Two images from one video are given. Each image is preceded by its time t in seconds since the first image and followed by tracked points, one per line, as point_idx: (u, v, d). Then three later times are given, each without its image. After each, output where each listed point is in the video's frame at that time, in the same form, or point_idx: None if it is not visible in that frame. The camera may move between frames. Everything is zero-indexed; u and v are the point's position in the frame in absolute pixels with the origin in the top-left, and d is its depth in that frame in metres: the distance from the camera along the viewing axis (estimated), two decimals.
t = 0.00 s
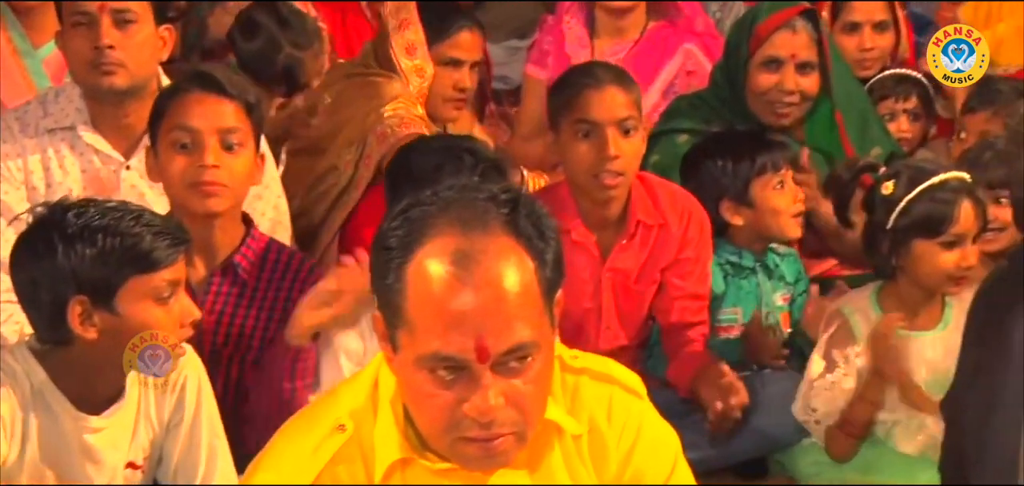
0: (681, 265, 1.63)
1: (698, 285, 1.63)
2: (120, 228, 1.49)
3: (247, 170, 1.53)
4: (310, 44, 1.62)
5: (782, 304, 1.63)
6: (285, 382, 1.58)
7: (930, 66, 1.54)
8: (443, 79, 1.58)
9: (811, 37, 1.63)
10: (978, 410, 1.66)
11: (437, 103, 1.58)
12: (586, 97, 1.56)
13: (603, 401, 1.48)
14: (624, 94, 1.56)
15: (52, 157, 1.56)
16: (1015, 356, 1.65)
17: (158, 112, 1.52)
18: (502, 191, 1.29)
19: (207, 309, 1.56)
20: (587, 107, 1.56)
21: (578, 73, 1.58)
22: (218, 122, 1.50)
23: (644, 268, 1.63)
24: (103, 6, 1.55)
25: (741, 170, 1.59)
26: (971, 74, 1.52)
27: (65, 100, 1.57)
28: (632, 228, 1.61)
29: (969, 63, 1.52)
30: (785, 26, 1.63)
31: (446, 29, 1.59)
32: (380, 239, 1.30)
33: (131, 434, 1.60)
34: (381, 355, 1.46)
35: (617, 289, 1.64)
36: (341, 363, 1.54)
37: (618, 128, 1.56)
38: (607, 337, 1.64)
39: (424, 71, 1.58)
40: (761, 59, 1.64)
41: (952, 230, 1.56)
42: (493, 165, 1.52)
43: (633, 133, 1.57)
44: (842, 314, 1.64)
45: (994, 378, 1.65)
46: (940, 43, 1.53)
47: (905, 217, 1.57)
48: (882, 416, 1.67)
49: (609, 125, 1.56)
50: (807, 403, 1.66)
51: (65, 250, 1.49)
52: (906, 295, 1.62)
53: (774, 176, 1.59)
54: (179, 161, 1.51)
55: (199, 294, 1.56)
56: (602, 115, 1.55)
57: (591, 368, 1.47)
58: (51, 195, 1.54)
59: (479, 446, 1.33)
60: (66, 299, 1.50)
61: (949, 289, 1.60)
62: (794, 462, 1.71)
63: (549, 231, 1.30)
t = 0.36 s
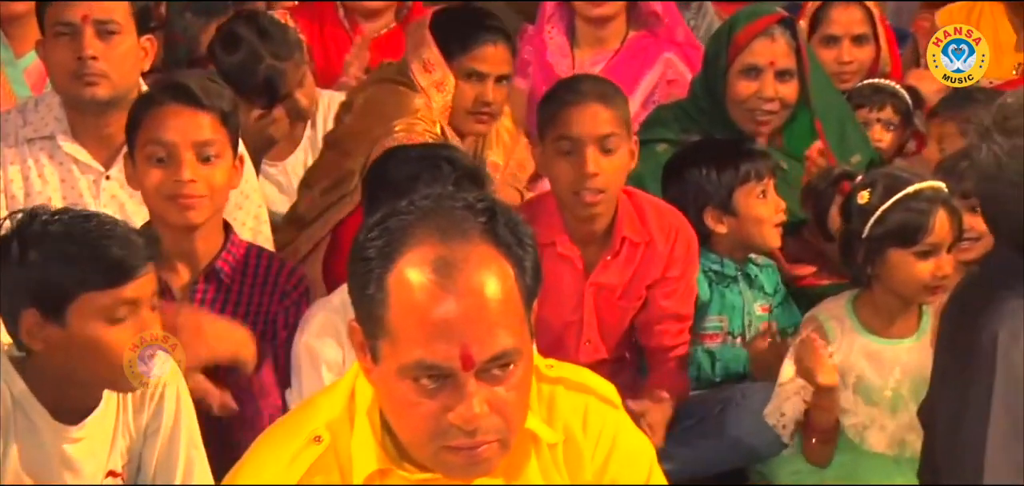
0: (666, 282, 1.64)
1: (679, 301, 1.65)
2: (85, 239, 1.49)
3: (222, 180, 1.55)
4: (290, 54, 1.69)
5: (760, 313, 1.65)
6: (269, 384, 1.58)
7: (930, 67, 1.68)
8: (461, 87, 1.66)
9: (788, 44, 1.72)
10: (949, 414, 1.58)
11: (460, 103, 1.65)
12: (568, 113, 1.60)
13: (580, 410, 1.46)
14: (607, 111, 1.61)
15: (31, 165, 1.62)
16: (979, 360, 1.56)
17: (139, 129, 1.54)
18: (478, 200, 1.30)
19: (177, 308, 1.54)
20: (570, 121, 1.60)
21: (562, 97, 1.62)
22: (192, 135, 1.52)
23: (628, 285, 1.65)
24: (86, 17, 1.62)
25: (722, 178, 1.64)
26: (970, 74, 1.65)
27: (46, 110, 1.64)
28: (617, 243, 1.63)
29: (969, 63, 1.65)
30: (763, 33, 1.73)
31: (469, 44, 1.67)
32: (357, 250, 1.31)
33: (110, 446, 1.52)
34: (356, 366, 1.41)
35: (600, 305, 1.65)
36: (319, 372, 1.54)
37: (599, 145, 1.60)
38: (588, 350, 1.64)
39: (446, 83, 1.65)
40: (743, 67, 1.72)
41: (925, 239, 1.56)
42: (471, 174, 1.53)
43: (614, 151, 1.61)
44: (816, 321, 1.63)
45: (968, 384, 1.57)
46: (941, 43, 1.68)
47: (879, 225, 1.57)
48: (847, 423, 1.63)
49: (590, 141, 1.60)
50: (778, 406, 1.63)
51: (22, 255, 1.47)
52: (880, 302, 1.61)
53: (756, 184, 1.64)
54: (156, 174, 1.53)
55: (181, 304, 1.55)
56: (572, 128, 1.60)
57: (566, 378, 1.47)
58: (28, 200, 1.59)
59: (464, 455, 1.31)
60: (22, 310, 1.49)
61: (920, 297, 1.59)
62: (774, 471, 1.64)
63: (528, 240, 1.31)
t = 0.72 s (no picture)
0: (663, 292, 1.73)
1: (672, 311, 1.73)
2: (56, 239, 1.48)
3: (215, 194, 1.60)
4: (280, 65, 1.87)
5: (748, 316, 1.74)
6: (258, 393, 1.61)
7: (931, 67, 1.79)
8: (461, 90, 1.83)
9: (773, 47, 1.88)
10: (931, 416, 1.42)
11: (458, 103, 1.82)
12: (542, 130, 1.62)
13: (566, 418, 1.43)
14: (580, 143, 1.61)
15: (20, 175, 1.73)
16: (966, 364, 1.38)
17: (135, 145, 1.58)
18: (467, 209, 1.23)
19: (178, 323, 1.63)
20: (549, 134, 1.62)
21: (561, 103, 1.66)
22: (188, 151, 1.57)
23: (621, 293, 1.72)
24: (79, 26, 1.68)
25: (719, 180, 1.76)
26: (970, 74, 1.74)
27: (36, 119, 1.75)
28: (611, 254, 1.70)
29: (968, 63, 1.74)
30: (750, 36, 1.88)
31: (471, 48, 1.87)
32: (347, 259, 1.23)
33: (97, 457, 1.47)
34: (344, 376, 1.39)
35: (594, 312, 1.72)
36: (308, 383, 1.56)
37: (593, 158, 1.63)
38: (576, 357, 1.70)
39: (445, 88, 1.81)
40: (728, 71, 1.88)
41: (906, 247, 1.54)
42: (456, 180, 1.52)
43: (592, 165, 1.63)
44: (802, 331, 1.65)
45: (952, 386, 1.40)
46: (941, 43, 1.78)
47: (864, 231, 1.56)
48: (848, 435, 1.61)
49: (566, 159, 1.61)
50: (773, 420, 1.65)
51: None
52: (868, 310, 1.60)
53: (748, 193, 1.76)
54: (151, 189, 1.58)
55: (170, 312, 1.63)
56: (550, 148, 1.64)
57: (553, 386, 1.45)
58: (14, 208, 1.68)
59: (455, 467, 1.20)
60: None
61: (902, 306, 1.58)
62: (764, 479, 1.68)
63: (518, 248, 1.24)
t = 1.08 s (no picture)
0: (651, 300, 1.73)
1: (659, 321, 1.73)
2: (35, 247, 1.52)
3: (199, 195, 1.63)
4: (268, 72, 1.81)
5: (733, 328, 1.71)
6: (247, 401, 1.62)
7: (930, 66, 1.80)
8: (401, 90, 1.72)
9: (758, 53, 1.87)
10: (913, 412, 1.52)
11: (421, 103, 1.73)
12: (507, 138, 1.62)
13: (552, 425, 1.43)
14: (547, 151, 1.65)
15: (7, 184, 1.74)
16: (944, 370, 1.48)
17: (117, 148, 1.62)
18: (455, 219, 1.25)
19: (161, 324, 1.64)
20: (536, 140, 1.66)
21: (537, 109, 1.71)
22: (176, 148, 1.61)
23: (607, 299, 1.74)
24: (66, 35, 1.70)
25: (690, 187, 1.73)
26: (971, 74, 1.78)
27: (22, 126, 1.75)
28: (596, 262, 1.72)
29: (969, 63, 1.78)
30: (732, 44, 1.88)
31: (406, 46, 1.74)
32: (334, 270, 1.25)
33: (82, 465, 1.50)
34: (332, 385, 1.39)
35: (578, 318, 1.73)
36: (297, 391, 1.58)
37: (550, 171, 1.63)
38: (560, 363, 1.71)
39: (385, 93, 1.72)
40: (711, 78, 1.87)
41: (894, 255, 1.58)
42: (437, 183, 1.54)
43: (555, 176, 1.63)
44: (791, 335, 1.67)
45: (929, 389, 1.50)
46: (941, 43, 1.80)
47: (851, 242, 1.60)
48: (817, 430, 1.65)
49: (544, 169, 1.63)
50: (754, 418, 1.67)
51: None
52: (854, 321, 1.63)
53: (719, 209, 1.71)
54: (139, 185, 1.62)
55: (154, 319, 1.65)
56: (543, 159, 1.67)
57: (540, 393, 1.45)
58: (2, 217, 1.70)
59: (440, 479, 1.25)
60: None
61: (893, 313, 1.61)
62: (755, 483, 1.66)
63: (504, 260, 1.27)
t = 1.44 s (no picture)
0: (637, 303, 1.76)
1: (642, 324, 1.76)
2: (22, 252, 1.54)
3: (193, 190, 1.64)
4: (253, 73, 1.89)
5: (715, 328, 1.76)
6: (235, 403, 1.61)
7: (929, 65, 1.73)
8: (345, 85, 1.85)
9: (741, 52, 1.90)
10: (897, 420, 1.39)
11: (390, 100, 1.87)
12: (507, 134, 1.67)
13: (540, 429, 1.43)
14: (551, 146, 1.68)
15: None
16: (930, 370, 1.34)
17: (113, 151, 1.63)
18: (441, 226, 1.22)
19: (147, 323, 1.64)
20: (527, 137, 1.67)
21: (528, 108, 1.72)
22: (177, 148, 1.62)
23: (590, 301, 1.76)
24: (56, 39, 1.71)
25: (668, 188, 1.79)
26: (972, 75, 1.72)
27: (11, 128, 1.79)
28: (580, 263, 1.74)
29: (969, 63, 1.71)
30: (715, 43, 1.91)
31: (350, 45, 1.86)
32: (320, 277, 1.22)
33: (70, 467, 1.51)
34: (319, 388, 1.38)
35: (565, 321, 1.75)
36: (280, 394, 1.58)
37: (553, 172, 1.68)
38: (546, 365, 1.72)
39: (328, 90, 1.84)
40: (697, 78, 1.91)
41: (880, 257, 1.56)
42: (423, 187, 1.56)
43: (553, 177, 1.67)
44: (780, 340, 1.66)
45: (915, 392, 1.36)
46: (940, 42, 1.71)
47: (835, 242, 1.58)
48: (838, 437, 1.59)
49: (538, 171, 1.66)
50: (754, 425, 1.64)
51: None
52: (841, 321, 1.62)
53: (693, 213, 1.77)
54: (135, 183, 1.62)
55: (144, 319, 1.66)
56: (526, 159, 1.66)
57: (527, 397, 1.45)
58: None
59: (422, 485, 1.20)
60: None
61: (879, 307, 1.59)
62: None
63: (490, 267, 1.23)
